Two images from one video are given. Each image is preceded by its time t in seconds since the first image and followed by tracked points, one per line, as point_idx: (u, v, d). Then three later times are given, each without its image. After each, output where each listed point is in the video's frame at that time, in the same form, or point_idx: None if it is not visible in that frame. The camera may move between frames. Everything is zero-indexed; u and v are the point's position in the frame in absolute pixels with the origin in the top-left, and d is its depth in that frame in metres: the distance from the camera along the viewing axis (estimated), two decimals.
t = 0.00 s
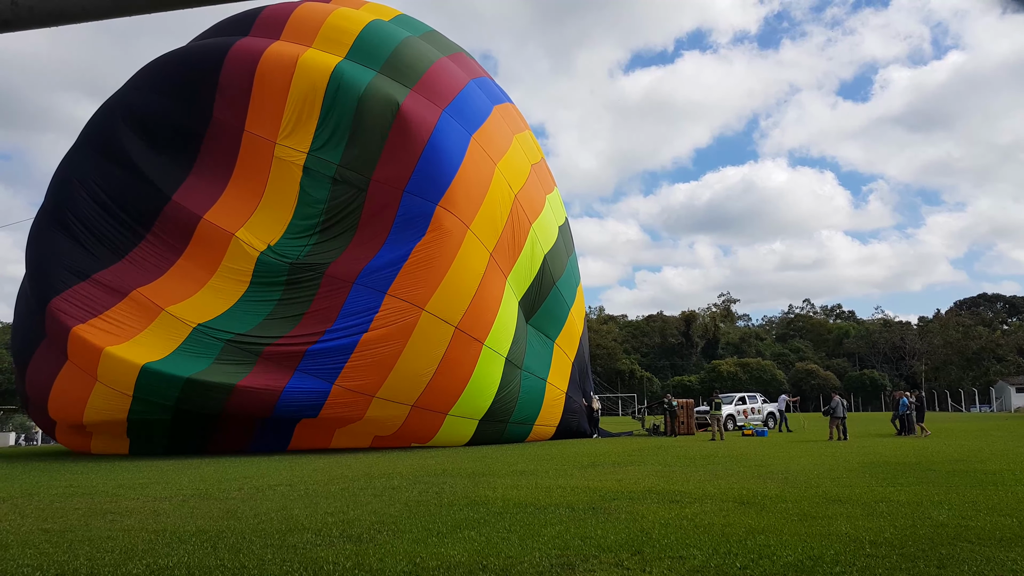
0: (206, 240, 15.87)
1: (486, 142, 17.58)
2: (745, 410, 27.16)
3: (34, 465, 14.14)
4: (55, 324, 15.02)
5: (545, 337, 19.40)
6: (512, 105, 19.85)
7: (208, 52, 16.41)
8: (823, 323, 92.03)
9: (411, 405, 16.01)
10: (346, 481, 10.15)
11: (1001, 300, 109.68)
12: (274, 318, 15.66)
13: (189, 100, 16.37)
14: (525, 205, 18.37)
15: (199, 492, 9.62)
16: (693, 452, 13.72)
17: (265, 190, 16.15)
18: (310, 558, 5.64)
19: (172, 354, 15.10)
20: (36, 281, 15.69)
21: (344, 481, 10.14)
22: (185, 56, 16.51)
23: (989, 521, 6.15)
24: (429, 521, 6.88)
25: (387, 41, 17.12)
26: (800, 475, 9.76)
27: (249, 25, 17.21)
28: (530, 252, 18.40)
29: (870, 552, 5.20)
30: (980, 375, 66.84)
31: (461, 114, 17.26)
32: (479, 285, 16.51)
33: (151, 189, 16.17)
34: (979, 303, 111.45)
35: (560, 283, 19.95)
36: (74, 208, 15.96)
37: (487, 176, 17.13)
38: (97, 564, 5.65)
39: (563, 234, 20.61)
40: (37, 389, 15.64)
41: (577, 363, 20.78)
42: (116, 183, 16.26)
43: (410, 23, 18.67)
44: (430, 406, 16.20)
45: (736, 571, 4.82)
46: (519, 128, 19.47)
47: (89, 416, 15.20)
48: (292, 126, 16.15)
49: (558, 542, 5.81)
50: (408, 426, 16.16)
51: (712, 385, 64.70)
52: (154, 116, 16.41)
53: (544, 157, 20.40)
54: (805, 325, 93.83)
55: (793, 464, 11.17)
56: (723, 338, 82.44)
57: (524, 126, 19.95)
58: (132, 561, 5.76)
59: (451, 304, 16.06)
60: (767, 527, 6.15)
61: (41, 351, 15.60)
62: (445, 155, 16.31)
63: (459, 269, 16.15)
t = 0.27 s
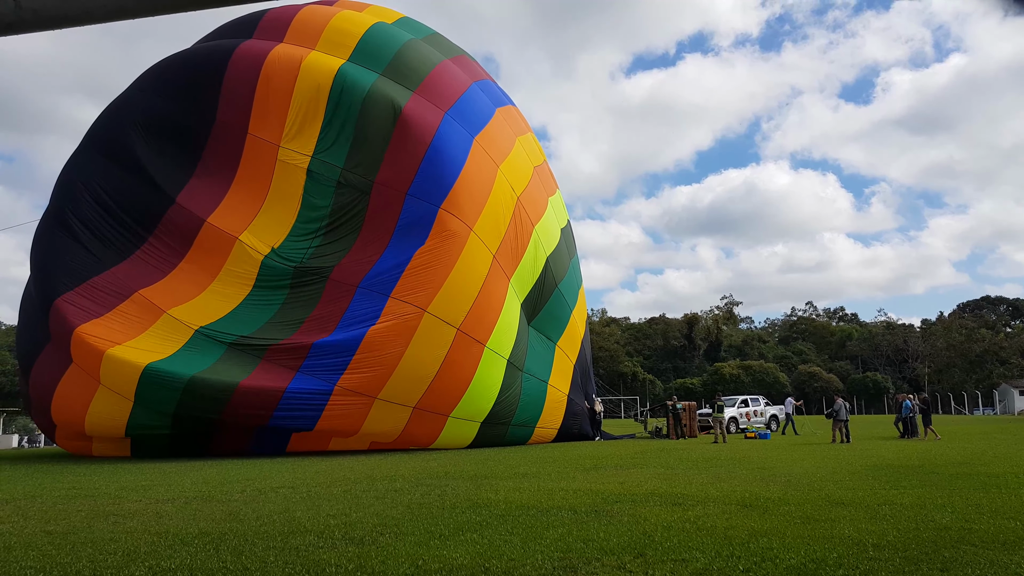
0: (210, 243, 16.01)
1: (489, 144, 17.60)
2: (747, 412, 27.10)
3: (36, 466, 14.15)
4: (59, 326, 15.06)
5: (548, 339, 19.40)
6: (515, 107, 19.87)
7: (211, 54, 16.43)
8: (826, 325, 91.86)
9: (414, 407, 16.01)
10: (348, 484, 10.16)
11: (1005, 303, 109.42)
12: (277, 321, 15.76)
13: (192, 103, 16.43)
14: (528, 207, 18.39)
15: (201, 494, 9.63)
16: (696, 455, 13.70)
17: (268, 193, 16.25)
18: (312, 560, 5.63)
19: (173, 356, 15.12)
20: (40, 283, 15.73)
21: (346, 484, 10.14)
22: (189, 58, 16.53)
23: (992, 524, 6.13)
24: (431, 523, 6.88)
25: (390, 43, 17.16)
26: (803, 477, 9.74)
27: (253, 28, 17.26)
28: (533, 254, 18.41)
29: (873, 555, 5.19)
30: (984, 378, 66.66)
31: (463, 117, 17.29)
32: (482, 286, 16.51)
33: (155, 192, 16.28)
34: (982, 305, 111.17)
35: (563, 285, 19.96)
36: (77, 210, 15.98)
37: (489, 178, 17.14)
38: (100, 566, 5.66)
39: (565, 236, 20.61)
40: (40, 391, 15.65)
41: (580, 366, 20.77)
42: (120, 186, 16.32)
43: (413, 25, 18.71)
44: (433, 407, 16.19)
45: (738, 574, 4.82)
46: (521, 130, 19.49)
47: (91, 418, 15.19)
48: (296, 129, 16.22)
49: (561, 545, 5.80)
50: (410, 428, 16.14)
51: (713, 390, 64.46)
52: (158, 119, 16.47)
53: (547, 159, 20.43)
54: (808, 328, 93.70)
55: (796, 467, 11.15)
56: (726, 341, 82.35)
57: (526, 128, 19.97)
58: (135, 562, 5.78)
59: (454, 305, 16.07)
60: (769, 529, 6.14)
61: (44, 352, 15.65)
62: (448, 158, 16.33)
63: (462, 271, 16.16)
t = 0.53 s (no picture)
0: (213, 245, 16.10)
1: (490, 146, 17.61)
2: (749, 414, 27.08)
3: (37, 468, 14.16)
4: (63, 328, 15.13)
5: (549, 341, 19.40)
6: (517, 109, 19.88)
7: (214, 56, 16.45)
8: (828, 327, 91.77)
9: (415, 409, 16.01)
10: (349, 485, 10.17)
11: (1007, 304, 109.27)
12: (280, 323, 15.83)
13: (195, 105, 16.46)
14: (530, 209, 18.39)
15: (203, 496, 9.64)
16: (698, 457, 13.70)
17: (271, 196, 16.30)
18: (314, 562, 5.64)
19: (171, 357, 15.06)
20: (43, 285, 15.78)
21: (347, 486, 10.15)
22: (192, 60, 16.55)
23: (995, 527, 6.12)
24: (433, 525, 6.89)
25: (393, 46, 17.18)
26: (805, 480, 9.75)
27: (255, 30, 17.29)
28: (535, 256, 18.40)
29: (875, 557, 5.19)
30: (986, 380, 66.55)
31: (465, 119, 17.31)
32: (483, 288, 16.51)
33: (159, 195, 16.35)
34: (985, 307, 111.00)
35: (564, 287, 19.95)
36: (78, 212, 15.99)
37: (492, 180, 17.14)
38: (102, 568, 5.67)
39: (567, 238, 20.62)
40: (42, 393, 15.68)
41: (581, 368, 20.76)
42: (123, 188, 16.39)
43: (415, 28, 18.74)
44: (434, 409, 16.19)
45: None
46: (523, 132, 19.50)
47: (90, 420, 15.16)
48: (298, 132, 16.26)
49: (563, 547, 5.80)
50: (411, 430, 16.13)
51: (718, 389, 64.65)
52: (161, 121, 16.53)
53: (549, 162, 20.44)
54: (810, 330, 93.63)
55: (798, 469, 11.14)
56: (728, 343, 82.31)
57: (528, 130, 19.98)
58: (137, 564, 5.79)
59: (455, 307, 16.07)
60: (771, 532, 6.13)
61: (48, 354, 15.71)
62: (450, 160, 16.34)
63: (463, 273, 16.16)
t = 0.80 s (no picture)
0: (214, 247, 16.14)
1: (491, 148, 17.62)
2: (751, 416, 27.04)
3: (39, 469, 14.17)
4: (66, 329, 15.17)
5: (550, 343, 19.39)
6: (518, 111, 19.89)
7: (216, 58, 16.48)
8: (830, 328, 91.68)
9: (416, 410, 16.01)
10: (350, 487, 10.17)
11: (1009, 305, 109.11)
12: (281, 326, 15.87)
13: (197, 107, 16.49)
14: (531, 210, 18.39)
15: (205, 498, 9.64)
16: (699, 459, 13.67)
17: (273, 198, 16.33)
18: (315, 563, 5.64)
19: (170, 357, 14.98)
20: (46, 287, 15.82)
21: (349, 487, 10.14)
22: (194, 62, 16.58)
23: (998, 528, 6.10)
24: (434, 526, 6.88)
25: (394, 48, 17.20)
26: (806, 481, 9.73)
27: (256, 32, 17.30)
28: (536, 257, 18.39)
29: (877, 559, 5.18)
30: (988, 381, 66.43)
31: (466, 121, 17.32)
32: (484, 289, 16.52)
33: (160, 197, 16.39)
34: (987, 308, 110.85)
35: (565, 288, 19.93)
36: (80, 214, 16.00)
37: (492, 182, 17.15)
38: (103, 569, 5.67)
39: (568, 239, 20.61)
40: (45, 395, 15.71)
41: (582, 369, 20.74)
42: (124, 190, 16.40)
43: (417, 30, 18.76)
44: (434, 411, 16.18)
45: None
46: (524, 133, 19.51)
47: (92, 422, 15.15)
48: (300, 134, 16.28)
49: (565, 548, 5.79)
50: (412, 431, 16.12)
51: (718, 391, 64.52)
52: (162, 122, 16.51)
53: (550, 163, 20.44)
54: (812, 331, 93.56)
55: (800, 471, 11.11)
56: (729, 344, 82.26)
57: (530, 132, 19.99)
58: (138, 566, 5.78)
59: (456, 308, 16.08)
60: (773, 533, 6.11)
61: (51, 356, 15.75)
62: (451, 161, 16.35)
63: (464, 274, 16.17)
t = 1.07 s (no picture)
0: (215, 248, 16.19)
1: (492, 149, 17.61)
2: (752, 416, 27.02)
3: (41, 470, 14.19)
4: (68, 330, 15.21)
5: (551, 344, 19.38)
6: (518, 112, 19.89)
7: (217, 59, 16.49)
8: (831, 329, 91.64)
9: (416, 412, 16.00)
10: (351, 488, 10.18)
11: (1010, 306, 109.07)
12: (281, 327, 15.87)
13: (198, 109, 16.51)
14: (532, 211, 18.39)
15: (206, 499, 9.66)
16: (701, 460, 13.67)
17: (273, 200, 16.36)
18: (316, 564, 5.66)
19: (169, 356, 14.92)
20: (48, 287, 15.86)
21: (350, 488, 10.15)
22: (195, 64, 16.58)
23: (999, 529, 6.09)
24: (435, 527, 6.89)
25: (394, 50, 17.20)
26: (807, 482, 9.72)
27: (257, 33, 17.31)
28: (536, 258, 18.39)
29: (877, 559, 5.18)
30: (989, 382, 66.36)
31: (466, 122, 17.32)
32: (484, 290, 16.52)
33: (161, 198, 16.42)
34: (988, 308, 110.81)
35: (566, 289, 19.92)
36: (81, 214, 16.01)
37: (493, 183, 17.16)
38: (105, 570, 5.68)
39: (569, 240, 20.60)
40: (48, 396, 15.73)
41: (584, 370, 20.72)
42: (125, 191, 16.41)
43: (417, 31, 18.77)
44: (435, 412, 16.18)
45: None
46: (525, 134, 19.50)
47: (93, 422, 15.14)
48: (300, 136, 16.29)
49: (566, 549, 5.80)
50: (412, 433, 16.11)
51: (717, 393, 64.42)
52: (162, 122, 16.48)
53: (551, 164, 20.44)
54: (813, 331, 93.51)
55: (801, 472, 11.09)
56: (730, 345, 82.24)
57: (531, 133, 19.99)
58: (139, 566, 5.80)
59: (456, 309, 16.09)
60: (773, 534, 6.11)
61: (53, 358, 15.77)
62: (451, 163, 16.35)
63: (464, 275, 16.18)
